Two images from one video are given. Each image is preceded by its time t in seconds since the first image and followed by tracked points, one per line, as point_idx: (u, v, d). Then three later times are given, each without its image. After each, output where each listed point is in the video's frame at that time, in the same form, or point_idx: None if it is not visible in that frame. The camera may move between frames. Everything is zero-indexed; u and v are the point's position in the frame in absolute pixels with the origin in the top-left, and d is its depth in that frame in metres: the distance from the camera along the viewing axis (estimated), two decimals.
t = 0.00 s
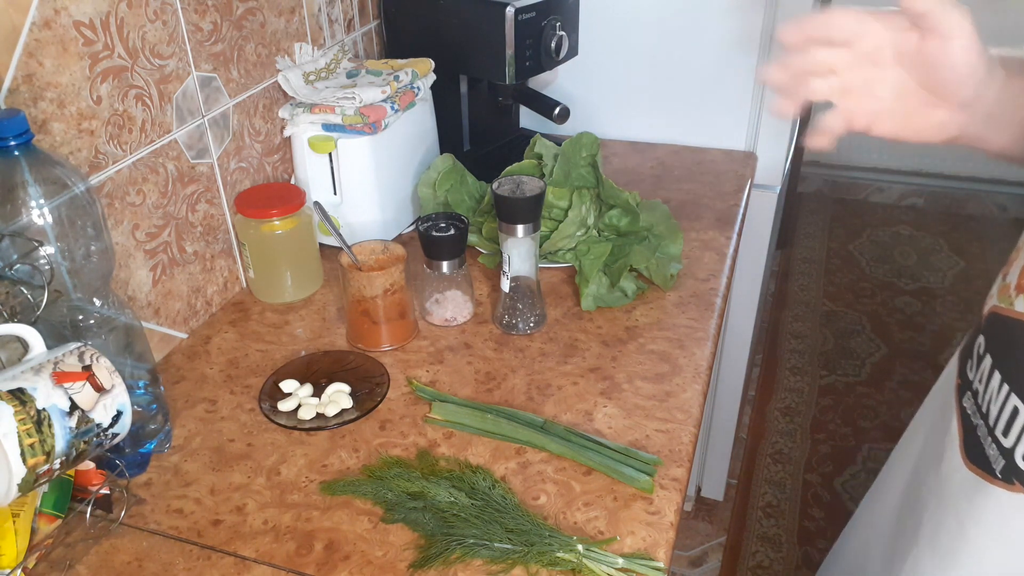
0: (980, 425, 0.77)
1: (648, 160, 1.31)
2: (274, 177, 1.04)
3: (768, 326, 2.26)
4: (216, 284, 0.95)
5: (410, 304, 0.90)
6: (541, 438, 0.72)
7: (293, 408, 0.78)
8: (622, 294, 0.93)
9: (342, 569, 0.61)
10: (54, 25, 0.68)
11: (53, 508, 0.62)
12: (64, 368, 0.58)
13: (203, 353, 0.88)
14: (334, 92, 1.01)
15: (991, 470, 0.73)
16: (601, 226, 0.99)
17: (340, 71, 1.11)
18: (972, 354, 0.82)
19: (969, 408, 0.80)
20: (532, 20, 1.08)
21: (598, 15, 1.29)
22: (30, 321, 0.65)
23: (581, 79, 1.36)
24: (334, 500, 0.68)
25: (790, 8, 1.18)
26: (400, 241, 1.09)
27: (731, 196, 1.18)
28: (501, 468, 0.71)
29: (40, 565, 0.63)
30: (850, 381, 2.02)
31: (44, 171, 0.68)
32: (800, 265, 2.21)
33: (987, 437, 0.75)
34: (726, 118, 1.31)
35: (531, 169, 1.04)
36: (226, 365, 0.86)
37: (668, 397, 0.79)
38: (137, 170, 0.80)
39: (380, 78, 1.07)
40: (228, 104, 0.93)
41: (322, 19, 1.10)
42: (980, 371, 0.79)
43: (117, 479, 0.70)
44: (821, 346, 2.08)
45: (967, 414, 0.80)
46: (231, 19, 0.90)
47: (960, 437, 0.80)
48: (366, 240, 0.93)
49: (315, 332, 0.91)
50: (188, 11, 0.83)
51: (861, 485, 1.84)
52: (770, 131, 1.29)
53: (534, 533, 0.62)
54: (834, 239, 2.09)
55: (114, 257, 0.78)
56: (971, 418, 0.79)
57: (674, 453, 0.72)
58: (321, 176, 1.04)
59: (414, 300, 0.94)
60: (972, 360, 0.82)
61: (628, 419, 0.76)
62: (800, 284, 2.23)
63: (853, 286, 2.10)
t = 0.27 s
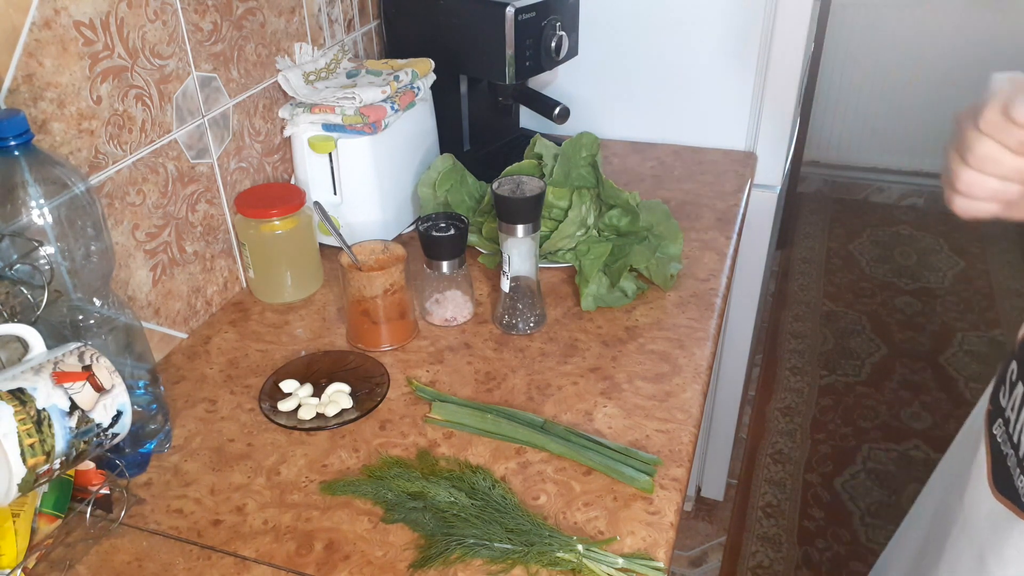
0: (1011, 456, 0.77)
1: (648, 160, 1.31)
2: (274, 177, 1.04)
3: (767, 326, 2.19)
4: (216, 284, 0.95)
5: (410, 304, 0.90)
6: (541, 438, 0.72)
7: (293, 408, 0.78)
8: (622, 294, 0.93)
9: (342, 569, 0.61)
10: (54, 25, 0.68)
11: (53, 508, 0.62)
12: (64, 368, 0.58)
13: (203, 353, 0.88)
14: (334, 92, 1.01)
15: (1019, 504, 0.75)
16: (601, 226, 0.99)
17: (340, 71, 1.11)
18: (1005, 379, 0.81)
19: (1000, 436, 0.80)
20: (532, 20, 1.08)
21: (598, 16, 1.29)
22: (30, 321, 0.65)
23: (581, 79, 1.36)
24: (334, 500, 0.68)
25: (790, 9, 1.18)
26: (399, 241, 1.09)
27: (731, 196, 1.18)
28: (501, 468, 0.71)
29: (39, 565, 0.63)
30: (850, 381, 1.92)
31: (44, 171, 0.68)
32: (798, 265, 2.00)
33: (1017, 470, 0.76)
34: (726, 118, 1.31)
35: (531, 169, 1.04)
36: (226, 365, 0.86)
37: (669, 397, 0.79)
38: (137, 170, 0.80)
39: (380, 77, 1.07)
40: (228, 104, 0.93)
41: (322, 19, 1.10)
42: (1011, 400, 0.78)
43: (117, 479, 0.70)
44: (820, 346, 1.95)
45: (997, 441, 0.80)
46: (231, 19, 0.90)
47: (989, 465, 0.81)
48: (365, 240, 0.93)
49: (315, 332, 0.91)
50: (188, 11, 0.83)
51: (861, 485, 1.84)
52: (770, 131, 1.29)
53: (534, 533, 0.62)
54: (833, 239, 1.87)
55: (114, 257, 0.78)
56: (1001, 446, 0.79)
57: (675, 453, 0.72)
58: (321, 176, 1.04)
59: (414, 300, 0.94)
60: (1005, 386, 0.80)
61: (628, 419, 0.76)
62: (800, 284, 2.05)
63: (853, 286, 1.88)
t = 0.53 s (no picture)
0: None
1: (648, 160, 1.31)
2: (274, 177, 1.04)
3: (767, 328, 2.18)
4: (216, 284, 0.95)
5: (410, 304, 0.90)
6: (541, 438, 0.72)
7: (293, 408, 0.78)
8: (622, 294, 0.93)
9: (342, 569, 0.61)
10: (54, 25, 0.68)
11: (53, 508, 0.62)
12: (64, 368, 0.58)
13: (203, 353, 0.88)
14: (334, 92, 1.01)
15: None
16: (601, 226, 0.99)
17: (340, 71, 1.11)
18: None
19: None
20: (532, 20, 1.08)
21: (598, 16, 1.29)
22: (30, 321, 0.65)
23: (581, 79, 1.36)
24: (334, 500, 0.68)
25: (790, 9, 1.18)
26: (399, 241, 1.09)
27: (731, 196, 1.18)
28: (501, 468, 0.71)
29: (40, 565, 0.63)
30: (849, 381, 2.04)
31: (44, 171, 0.68)
32: (799, 265, 2.18)
33: None
34: (727, 118, 1.31)
35: (531, 169, 1.04)
36: (226, 365, 0.86)
37: (668, 397, 0.79)
38: (137, 170, 0.80)
39: (380, 78, 1.07)
40: (228, 104, 0.93)
41: (322, 19, 1.10)
42: None
43: (117, 479, 0.70)
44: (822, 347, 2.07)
45: None
46: (231, 19, 0.90)
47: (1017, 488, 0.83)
48: (365, 240, 0.93)
49: (315, 332, 0.91)
50: (188, 11, 0.83)
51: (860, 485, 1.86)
52: (771, 131, 1.29)
53: (534, 533, 0.62)
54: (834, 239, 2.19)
55: (114, 257, 0.78)
56: None
57: (675, 453, 0.72)
58: (321, 176, 1.04)
59: (414, 300, 0.94)
60: None
61: (628, 418, 0.76)
62: (799, 284, 2.19)
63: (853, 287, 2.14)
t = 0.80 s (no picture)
0: None
1: (648, 160, 1.31)
2: (274, 177, 1.04)
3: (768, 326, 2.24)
4: (216, 284, 0.95)
5: (410, 304, 0.90)
6: (541, 438, 0.72)
7: (293, 408, 0.78)
8: (622, 294, 0.93)
9: (342, 569, 0.61)
10: (54, 25, 0.68)
11: (53, 508, 0.62)
12: (64, 368, 0.58)
13: (203, 353, 0.88)
14: (334, 92, 1.01)
15: None
16: (601, 226, 0.99)
17: (340, 71, 1.11)
18: None
19: None
20: (532, 20, 1.08)
21: (598, 16, 1.29)
22: (30, 321, 0.65)
23: (581, 79, 1.36)
24: (334, 500, 0.68)
25: (790, 9, 1.18)
26: (400, 241, 1.09)
27: (731, 196, 1.18)
28: (501, 468, 0.71)
29: (40, 565, 0.63)
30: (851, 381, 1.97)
31: (44, 171, 0.68)
32: (799, 265, 1.98)
33: None
34: (727, 118, 1.31)
35: (531, 169, 1.04)
36: (226, 365, 0.86)
37: (668, 397, 0.79)
38: (137, 170, 0.80)
39: (380, 77, 1.07)
40: (228, 104, 0.93)
41: (322, 19, 1.10)
42: None
43: (117, 479, 0.70)
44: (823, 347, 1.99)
45: None
46: (231, 19, 0.90)
47: None
48: (365, 241, 0.93)
49: (315, 332, 0.91)
50: (188, 11, 0.83)
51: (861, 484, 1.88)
52: (771, 131, 1.29)
53: (534, 533, 0.62)
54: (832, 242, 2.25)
55: (114, 257, 0.78)
56: None
57: (675, 453, 0.72)
58: (321, 176, 1.04)
59: (414, 300, 0.94)
60: None
61: (628, 418, 0.76)
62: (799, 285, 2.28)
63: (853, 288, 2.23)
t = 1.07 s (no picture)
0: None
1: (648, 160, 1.31)
2: (274, 177, 1.04)
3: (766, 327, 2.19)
4: (216, 284, 0.95)
5: (409, 304, 0.90)
6: (541, 438, 0.72)
7: (293, 408, 0.78)
8: (622, 294, 0.93)
9: (342, 569, 0.61)
10: (54, 25, 0.68)
11: (53, 508, 0.62)
12: (64, 368, 0.58)
13: (203, 353, 0.88)
14: (334, 92, 1.01)
15: None
16: (601, 226, 0.99)
17: (340, 71, 1.11)
18: None
19: None
20: (532, 20, 1.08)
21: (599, 17, 1.29)
22: (30, 321, 0.65)
23: (581, 79, 1.36)
24: (334, 500, 0.68)
25: (791, 10, 1.18)
26: (400, 241, 1.09)
27: (731, 196, 1.18)
28: (501, 468, 0.71)
29: (40, 565, 0.63)
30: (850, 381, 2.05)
31: (44, 171, 0.68)
32: (799, 265, 2.17)
33: None
34: (728, 118, 1.31)
35: (531, 169, 1.04)
36: (226, 365, 0.86)
37: (668, 397, 0.79)
38: (137, 170, 0.80)
39: (380, 78, 1.07)
40: (227, 104, 0.93)
41: (322, 19, 1.10)
42: None
43: (117, 479, 0.70)
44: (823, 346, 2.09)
45: None
46: (231, 19, 0.90)
47: None
48: (365, 240, 0.93)
49: (315, 332, 0.91)
50: (188, 11, 0.83)
51: (860, 485, 1.87)
52: (770, 131, 1.29)
53: (534, 533, 0.62)
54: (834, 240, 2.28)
55: (114, 257, 0.78)
56: None
57: (674, 453, 0.72)
58: (321, 176, 1.04)
59: (414, 300, 0.94)
60: None
61: (628, 418, 0.76)
62: (799, 284, 2.20)
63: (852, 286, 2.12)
